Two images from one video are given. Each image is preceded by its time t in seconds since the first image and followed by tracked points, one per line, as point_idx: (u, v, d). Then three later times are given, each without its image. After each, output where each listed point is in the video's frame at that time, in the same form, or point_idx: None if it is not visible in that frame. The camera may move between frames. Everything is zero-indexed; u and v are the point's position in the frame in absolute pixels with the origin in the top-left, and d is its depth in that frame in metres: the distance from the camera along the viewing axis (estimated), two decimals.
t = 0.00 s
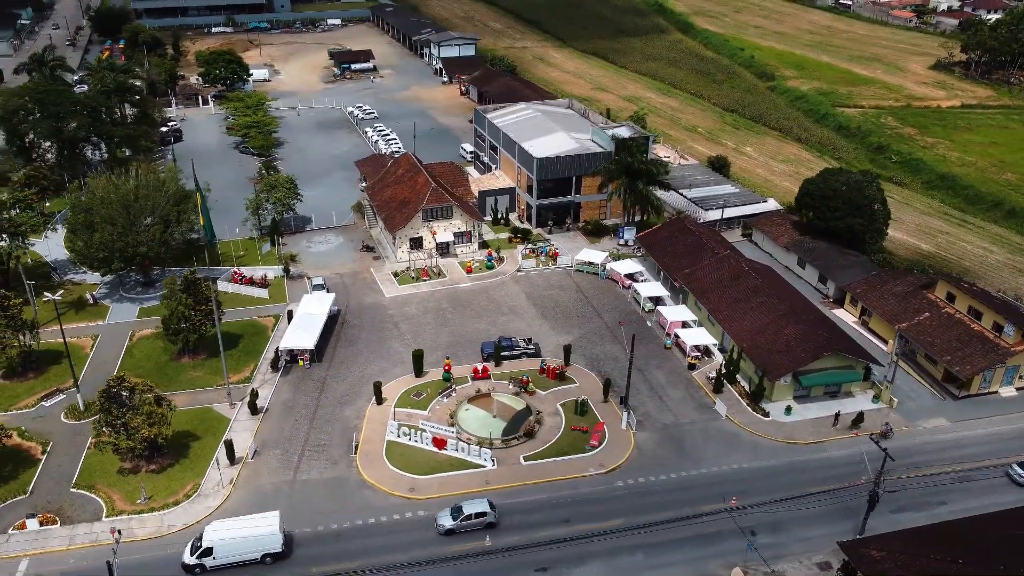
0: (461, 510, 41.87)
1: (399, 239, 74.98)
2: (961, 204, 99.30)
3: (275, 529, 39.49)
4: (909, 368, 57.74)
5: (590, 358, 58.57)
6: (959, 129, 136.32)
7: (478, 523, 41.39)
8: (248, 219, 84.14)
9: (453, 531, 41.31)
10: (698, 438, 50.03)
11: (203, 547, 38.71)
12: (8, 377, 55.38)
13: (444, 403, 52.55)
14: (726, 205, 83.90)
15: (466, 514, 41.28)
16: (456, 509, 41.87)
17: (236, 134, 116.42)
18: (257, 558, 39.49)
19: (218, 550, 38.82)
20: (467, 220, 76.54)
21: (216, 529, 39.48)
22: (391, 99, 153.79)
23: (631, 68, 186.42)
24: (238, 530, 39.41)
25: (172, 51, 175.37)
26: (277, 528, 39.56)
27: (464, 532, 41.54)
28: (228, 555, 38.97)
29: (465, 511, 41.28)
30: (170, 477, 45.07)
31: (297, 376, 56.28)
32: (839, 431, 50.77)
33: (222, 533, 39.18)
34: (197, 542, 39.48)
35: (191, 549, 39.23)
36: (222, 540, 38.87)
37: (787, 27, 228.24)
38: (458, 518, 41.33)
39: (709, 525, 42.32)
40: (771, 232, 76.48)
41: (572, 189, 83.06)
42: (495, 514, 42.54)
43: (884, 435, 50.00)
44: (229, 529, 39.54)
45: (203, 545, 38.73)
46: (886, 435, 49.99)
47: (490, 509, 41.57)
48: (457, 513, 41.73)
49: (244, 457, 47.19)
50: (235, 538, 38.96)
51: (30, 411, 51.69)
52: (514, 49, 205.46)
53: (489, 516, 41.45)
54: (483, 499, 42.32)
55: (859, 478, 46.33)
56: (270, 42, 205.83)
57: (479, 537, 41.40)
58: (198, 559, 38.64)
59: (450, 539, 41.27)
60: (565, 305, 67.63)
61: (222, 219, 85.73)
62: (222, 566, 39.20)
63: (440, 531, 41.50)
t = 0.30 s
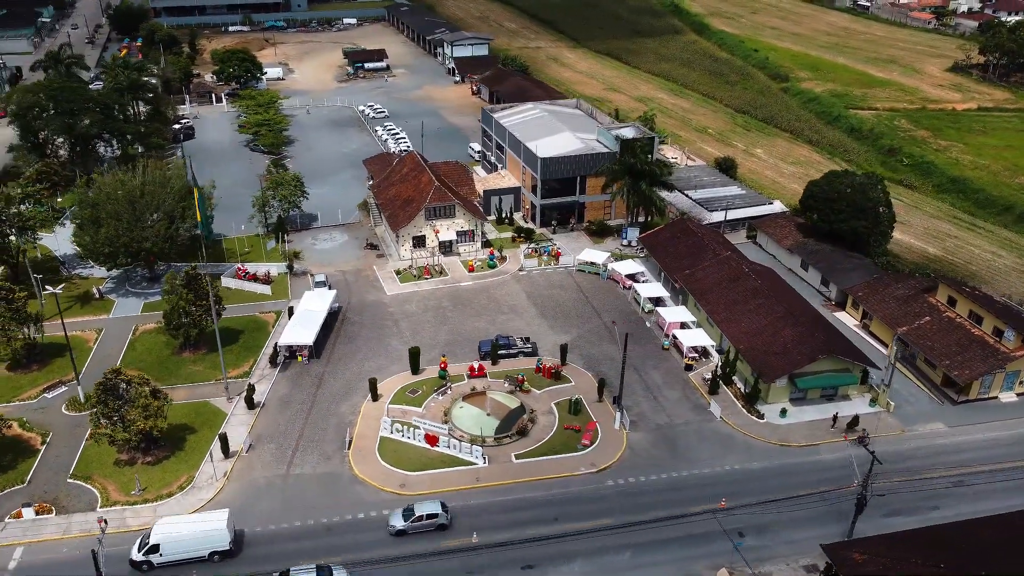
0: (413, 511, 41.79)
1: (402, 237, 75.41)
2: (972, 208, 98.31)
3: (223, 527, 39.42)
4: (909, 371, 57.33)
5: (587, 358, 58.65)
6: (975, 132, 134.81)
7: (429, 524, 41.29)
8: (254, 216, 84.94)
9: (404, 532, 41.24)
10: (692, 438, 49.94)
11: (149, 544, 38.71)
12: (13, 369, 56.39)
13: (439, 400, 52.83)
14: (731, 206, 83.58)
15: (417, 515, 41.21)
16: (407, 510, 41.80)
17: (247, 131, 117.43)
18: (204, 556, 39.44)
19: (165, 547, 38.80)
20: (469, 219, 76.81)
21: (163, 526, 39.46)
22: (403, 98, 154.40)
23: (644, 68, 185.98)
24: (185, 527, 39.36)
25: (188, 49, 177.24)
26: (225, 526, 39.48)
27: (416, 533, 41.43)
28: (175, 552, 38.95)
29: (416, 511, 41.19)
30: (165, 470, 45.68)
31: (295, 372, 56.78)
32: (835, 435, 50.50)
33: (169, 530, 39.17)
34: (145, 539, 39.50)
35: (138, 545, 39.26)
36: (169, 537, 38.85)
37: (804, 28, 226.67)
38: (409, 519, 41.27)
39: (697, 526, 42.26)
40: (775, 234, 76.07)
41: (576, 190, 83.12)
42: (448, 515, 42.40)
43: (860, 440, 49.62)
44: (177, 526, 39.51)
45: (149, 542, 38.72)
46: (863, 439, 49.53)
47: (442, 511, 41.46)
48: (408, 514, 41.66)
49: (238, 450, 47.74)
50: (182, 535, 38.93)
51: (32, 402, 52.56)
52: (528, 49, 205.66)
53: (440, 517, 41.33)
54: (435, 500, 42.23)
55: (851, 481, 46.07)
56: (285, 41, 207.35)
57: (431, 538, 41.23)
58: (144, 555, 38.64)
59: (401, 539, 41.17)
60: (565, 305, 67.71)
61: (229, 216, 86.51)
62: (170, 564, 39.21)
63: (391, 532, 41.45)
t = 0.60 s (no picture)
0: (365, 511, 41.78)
1: (405, 235, 75.83)
2: (983, 212, 97.24)
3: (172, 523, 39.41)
4: (908, 376, 56.84)
5: (583, 358, 58.71)
6: (990, 135, 133.21)
7: (381, 524, 41.27)
8: (261, 213, 85.72)
9: (355, 532, 41.26)
10: (684, 439, 49.86)
11: (99, 539, 38.90)
12: (18, 361, 57.38)
13: (434, 398, 53.09)
14: (736, 208, 83.25)
15: (369, 515, 41.21)
16: (360, 510, 41.82)
17: (258, 129, 118.44)
18: (154, 552, 39.51)
19: (115, 543, 38.98)
20: (472, 218, 77.07)
21: (114, 521, 39.65)
22: (415, 97, 154.97)
23: (657, 69, 185.45)
24: (135, 523, 39.47)
25: (204, 48, 179.06)
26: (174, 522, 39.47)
27: (368, 533, 41.45)
28: (125, 547, 39.11)
29: (367, 511, 41.18)
30: (160, 462, 46.29)
31: (294, 368, 57.24)
32: (829, 438, 50.23)
33: (119, 526, 39.33)
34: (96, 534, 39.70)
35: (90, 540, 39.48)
36: (118, 532, 39.00)
37: (821, 30, 224.98)
38: (360, 519, 41.28)
39: (685, 527, 42.23)
40: (779, 236, 75.72)
41: (581, 190, 83.14)
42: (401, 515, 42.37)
43: (836, 447, 49.26)
44: (128, 521, 39.66)
45: (99, 537, 38.91)
46: (838, 446, 49.24)
47: (394, 510, 41.44)
48: (360, 513, 41.68)
49: (233, 444, 48.27)
50: (131, 531, 39.02)
51: (34, 394, 53.44)
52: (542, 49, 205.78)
53: (391, 517, 41.31)
54: (388, 500, 42.20)
55: (843, 485, 45.79)
56: (301, 40, 208.86)
57: (381, 538, 41.23)
58: (94, 550, 38.82)
59: (352, 539, 41.21)
60: (566, 305, 67.76)
61: (236, 213, 87.34)
62: (120, 559, 39.38)
63: (343, 531, 41.47)
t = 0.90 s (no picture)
0: (319, 509, 41.97)
1: (408, 234, 76.28)
2: (993, 216, 96.16)
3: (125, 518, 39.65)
4: (906, 380, 56.45)
5: (580, 358, 58.83)
6: (1005, 139, 131.53)
7: (333, 522, 41.43)
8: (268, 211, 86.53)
9: (308, 530, 41.42)
10: (677, 440, 49.85)
11: (51, 532, 39.09)
12: (22, 354, 58.32)
13: (429, 395, 53.43)
14: (741, 210, 82.98)
15: (322, 514, 41.42)
16: (313, 509, 42.01)
17: (269, 128, 119.49)
18: (106, 547, 39.72)
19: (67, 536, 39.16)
20: (475, 217, 77.35)
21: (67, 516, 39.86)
22: (426, 97, 155.58)
23: (670, 70, 184.83)
24: (88, 517, 39.67)
25: (221, 46, 180.86)
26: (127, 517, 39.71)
27: (320, 532, 41.55)
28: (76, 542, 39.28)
29: (321, 510, 41.38)
30: (156, 455, 46.92)
31: (292, 363, 57.77)
32: (823, 441, 50.03)
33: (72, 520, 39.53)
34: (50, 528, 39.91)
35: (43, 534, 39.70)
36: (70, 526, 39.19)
37: (837, 31, 223.22)
38: (314, 517, 41.45)
39: (671, 528, 42.24)
40: (782, 239, 75.36)
41: (585, 190, 83.24)
42: (355, 515, 42.47)
43: (810, 453, 48.72)
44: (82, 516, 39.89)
45: (52, 531, 39.12)
46: (813, 451, 48.70)
47: (346, 509, 41.63)
48: (314, 512, 41.86)
49: (229, 438, 48.85)
50: (83, 525, 39.21)
51: (37, 385, 54.37)
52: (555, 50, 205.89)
53: (344, 516, 41.45)
54: (342, 499, 42.42)
55: (834, 488, 45.57)
56: (316, 39, 210.35)
57: (334, 537, 41.34)
58: (47, 544, 39.01)
59: (304, 538, 41.32)
60: (566, 305, 67.91)
61: (243, 211, 88.16)
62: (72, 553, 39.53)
63: (296, 530, 41.63)
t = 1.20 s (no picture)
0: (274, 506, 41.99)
1: (411, 232, 76.66)
2: (1004, 220, 95.08)
3: (78, 513, 39.61)
4: (904, 383, 56.05)
5: (577, 358, 58.91)
6: (1020, 142, 129.94)
7: (288, 519, 41.45)
8: (275, 208, 87.27)
9: (262, 526, 41.44)
10: (670, 440, 49.83)
11: (7, 524, 39.38)
12: (27, 346, 59.27)
13: (424, 392, 53.74)
14: (746, 211, 82.65)
15: (276, 510, 41.45)
16: (268, 505, 42.05)
17: (280, 126, 120.47)
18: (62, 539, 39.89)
19: (21, 529, 39.37)
20: (478, 215, 77.56)
21: (24, 508, 40.05)
22: (438, 96, 156.07)
23: (684, 70, 184.15)
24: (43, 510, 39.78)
25: (236, 45, 182.44)
26: (81, 512, 39.66)
27: (274, 529, 41.52)
28: (31, 534, 39.50)
29: (275, 506, 41.40)
30: (152, 447, 47.59)
31: (291, 359, 58.26)
32: (817, 443, 49.80)
33: (27, 513, 39.70)
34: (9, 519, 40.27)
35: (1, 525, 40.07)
36: (25, 519, 39.37)
37: (854, 33, 221.39)
38: (269, 513, 41.46)
39: (660, 528, 42.27)
40: (786, 241, 74.98)
41: (589, 190, 83.23)
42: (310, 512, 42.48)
43: (784, 456, 48.31)
44: (39, 509, 40.05)
45: (8, 523, 39.37)
46: (786, 456, 48.30)
47: (301, 506, 41.70)
48: (269, 508, 41.86)
49: (224, 431, 49.39)
50: (37, 518, 39.34)
51: (40, 377, 55.27)
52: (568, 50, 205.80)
53: (298, 513, 41.46)
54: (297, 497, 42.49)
55: (826, 491, 45.36)
56: (331, 38, 211.57)
57: (287, 534, 41.33)
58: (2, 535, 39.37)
59: (259, 534, 41.35)
60: (566, 304, 67.98)
61: (250, 208, 88.99)
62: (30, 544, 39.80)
63: (251, 526, 41.64)
